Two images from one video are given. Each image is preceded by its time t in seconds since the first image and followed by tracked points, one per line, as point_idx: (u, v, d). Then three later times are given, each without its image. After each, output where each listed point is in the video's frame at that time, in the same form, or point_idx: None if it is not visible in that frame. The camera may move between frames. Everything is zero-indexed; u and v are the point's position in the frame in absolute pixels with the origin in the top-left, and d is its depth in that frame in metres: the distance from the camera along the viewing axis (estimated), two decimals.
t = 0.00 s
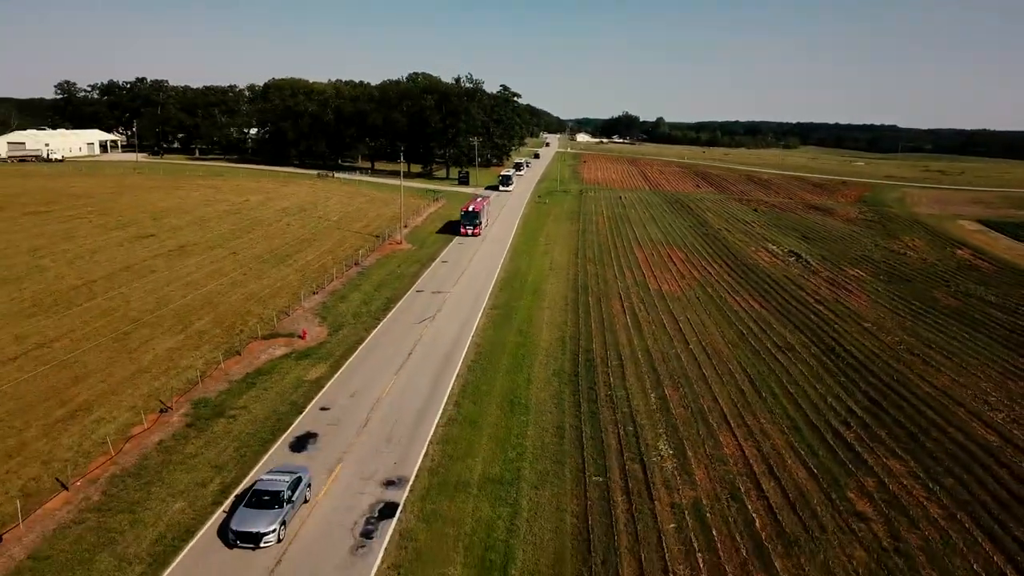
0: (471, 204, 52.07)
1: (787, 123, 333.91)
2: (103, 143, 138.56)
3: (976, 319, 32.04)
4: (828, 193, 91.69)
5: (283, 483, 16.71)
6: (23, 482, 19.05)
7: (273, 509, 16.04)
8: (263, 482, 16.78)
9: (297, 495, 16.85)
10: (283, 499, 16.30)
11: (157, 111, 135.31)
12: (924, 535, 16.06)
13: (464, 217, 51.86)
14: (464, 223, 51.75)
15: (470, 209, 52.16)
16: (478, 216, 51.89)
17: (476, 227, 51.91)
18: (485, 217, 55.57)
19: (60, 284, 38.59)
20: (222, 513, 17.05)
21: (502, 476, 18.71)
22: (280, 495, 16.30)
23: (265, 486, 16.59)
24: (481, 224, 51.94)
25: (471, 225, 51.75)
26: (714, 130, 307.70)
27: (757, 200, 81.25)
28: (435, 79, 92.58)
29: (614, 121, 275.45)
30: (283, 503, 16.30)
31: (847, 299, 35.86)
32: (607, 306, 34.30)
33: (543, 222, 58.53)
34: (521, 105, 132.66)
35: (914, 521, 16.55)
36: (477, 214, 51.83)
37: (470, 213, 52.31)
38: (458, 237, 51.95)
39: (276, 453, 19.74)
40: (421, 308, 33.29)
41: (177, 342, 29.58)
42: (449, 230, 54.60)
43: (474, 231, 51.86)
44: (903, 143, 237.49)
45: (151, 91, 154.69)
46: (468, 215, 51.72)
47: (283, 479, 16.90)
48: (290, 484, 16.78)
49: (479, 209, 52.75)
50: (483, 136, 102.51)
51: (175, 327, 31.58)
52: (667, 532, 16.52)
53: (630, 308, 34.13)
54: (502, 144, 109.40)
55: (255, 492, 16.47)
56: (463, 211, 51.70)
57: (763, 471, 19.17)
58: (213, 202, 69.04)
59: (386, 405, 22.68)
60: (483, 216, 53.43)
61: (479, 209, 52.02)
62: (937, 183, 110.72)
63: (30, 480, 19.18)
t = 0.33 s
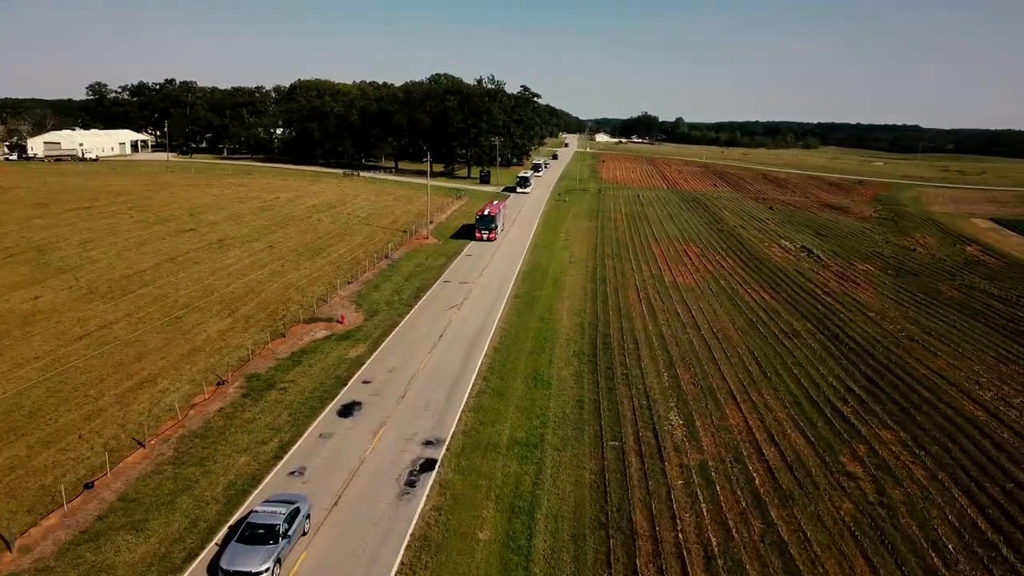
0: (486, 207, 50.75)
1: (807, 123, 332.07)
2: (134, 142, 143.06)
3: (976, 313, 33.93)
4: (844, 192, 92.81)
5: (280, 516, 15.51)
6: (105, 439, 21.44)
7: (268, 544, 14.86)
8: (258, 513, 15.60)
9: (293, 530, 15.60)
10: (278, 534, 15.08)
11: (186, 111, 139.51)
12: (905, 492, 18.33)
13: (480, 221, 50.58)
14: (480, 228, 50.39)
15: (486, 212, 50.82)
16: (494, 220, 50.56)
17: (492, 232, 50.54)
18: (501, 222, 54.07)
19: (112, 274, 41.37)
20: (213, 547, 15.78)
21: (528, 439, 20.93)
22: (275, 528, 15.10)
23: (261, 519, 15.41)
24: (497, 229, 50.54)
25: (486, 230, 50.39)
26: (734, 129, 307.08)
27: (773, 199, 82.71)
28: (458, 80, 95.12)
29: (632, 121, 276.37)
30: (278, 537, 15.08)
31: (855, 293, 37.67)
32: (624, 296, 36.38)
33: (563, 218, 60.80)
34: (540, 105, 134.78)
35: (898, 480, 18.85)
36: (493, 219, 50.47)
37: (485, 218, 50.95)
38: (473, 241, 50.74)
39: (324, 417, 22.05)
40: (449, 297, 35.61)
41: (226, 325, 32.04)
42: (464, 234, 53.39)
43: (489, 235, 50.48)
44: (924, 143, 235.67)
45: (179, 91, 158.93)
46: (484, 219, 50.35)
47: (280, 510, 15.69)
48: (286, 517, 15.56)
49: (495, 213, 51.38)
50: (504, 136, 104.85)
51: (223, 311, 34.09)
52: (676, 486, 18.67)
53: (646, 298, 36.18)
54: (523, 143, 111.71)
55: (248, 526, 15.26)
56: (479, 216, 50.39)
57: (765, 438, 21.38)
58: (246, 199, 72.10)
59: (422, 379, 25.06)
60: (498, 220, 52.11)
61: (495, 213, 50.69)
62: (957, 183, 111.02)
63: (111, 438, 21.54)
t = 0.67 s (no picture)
0: (492, 211, 49.02)
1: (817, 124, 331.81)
2: (153, 143, 146.31)
3: (967, 306, 35.86)
4: (850, 190, 94.19)
5: (263, 548, 14.26)
6: (158, 409, 23.61)
7: None
8: (242, 545, 14.42)
9: (278, 563, 14.39)
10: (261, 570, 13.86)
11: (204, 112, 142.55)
12: (886, 459, 20.27)
13: (486, 225, 48.81)
14: (485, 232, 48.60)
15: (492, 216, 49.05)
16: (500, 223, 48.75)
17: (498, 236, 48.74)
18: (507, 226, 52.20)
19: (146, 265, 43.72)
20: (214, 555, 15.50)
21: (542, 411, 22.91)
22: (258, 564, 13.87)
23: (244, 551, 14.22)
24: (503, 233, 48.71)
25: (492, 234, 48.57)
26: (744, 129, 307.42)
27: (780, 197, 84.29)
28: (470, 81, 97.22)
29: (642, 121, 277.62)
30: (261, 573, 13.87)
31: (852, 287, 39.48)
32: (631, 287, 38.25)
33: (573, 215, 62.71)
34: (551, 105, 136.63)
35: (880, 448, 20.85)
36: (499, 222, 48.65)
37: (492, 222, 49.17)
38: (478, 246, 49.01)
39: (355, 392, 24.08)
40: (465, 288, 37.63)
41: (258, 311, 34.26)
42: (470, 238, 51.72)
43: (495, 240, 48.65)
44: (935, 143, 235.28)
45: (196, 91, 162.05)
46: (489, 223, 48.52)
47: (264, 542, 14.46)
48: (269, 550, 14.31)
49: (501, 216, 49.58)
50: (515, 136, 106.83)
51: (254, 299, 36.30)
52: (676, 451, 20.64)
53: (652, 289, 38.07)
54: (534, 143, 113.65)
55: (230, 560, 14.13)
56: (484, 219, 48.62)
57: (761, 413, 23.30)
58: (266, 196, 74.59)
59: (443, 360, 27.09)
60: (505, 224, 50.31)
61: (502, 217, 48.92)
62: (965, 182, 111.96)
63: (163, 408, 23.73)
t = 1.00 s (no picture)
0: (496, 214, 47.73)
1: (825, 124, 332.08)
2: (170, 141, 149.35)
3: (955, 296, 38.08)
4: (855, 188, 95.88)
5: None
6: (205, 380, 26.05)
7: None
8: None
9: None
10: None
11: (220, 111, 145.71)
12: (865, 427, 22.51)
13: (489, 228, 47.44)
14: (489, 235, 47.23)
15: (496, 219, 47.72)
16: (504, 227, 47.39)
17: (502, 240, 47.39)
18: (512, 229, 50.90)
19: (178, 256, 46.25)
20: (270, 494, 17.73)
21: (552, 384, 25.21)
22: None
23: None
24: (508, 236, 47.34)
25: (496, 238, 47.22)
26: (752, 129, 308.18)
27: (784, 194, 86.26)
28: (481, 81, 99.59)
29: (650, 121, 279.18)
30: None
31: (847, 278, 41.63)
32: (637, 278, 40.44)
33: (582, 211, 64.99)
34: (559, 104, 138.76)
35: (860, 417, 23.11)
36: (503, 225, 47.29)
37: (495, 225, 47.79)
38: (482, 250, 47.67)
39: (381, 367, 26.38)
40: (480, 277, 39.97)
41: (288, 298, 36.68)
42: (472, 242, 50.31)
43: (499, 244, 47.31)
44: (943, 142, 235.41)
45: (212, 91, 165.11)
46: (493, 227, 47.14)
47: None
48: None
49: (505, 219, 48.25)
50: (525, 135, 109.12)
51: (282, 287, 38.75)
52: (674, 418, 22.89)
53: (656, 279, 40.25)
54: (544, 142, 116.01)
55: None
56: (488, 223, 47.28)
57: (754, 387, 25.55)
58: (284, 193, 77.22)
59: (461, 340, 29.38)
60: (509, 227, 48.89)
61: (506, 220, 47.60)
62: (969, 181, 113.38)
63: (209, 380, 26.11)
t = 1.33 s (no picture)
0: (494, 217, 46.24)
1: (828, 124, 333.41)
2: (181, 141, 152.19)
3: (938, 286, 40.39)
4: (852, 186, 98.05)
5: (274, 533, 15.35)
6: (240, 356, 28.40)
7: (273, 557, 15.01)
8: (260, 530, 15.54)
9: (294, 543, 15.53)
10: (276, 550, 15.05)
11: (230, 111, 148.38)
12: (841, 397, 24.84)
13: (487, 232, 45.99)
14: (487, 239, 45.75)
15: (494, 222, 46.26)
16: (503, 230, 45.90)
17: (500, 243, 45.89)
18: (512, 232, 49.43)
19: (201, 247, 48.65)
20: (309, 449, 20.02)
21: (556, 360, 27.53)
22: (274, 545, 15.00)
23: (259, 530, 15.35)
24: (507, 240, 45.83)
25: (494, 241, 45.70)
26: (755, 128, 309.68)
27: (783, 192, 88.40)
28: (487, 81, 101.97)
29: (653, 121, 281.06)
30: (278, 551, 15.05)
31: (837, 269, 43.92)
32: (637, 269, 42.70)
33: (585, 207, 67.23)
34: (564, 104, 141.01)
35: (838, 390, 25.41)
36: (502, 229, 45.80)
37: (494, 228, 46.30)
38: (480, 254, 46.16)
39: (400, 345, 28.73)
40: (489, 268, 42.31)
41: (309, 286, 39.09)
42: (470, 246, 48.93)
43: (498, 248, 45.79)
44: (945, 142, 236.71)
45: (221, 92, 167.84)
46: (491, 230, 45.70)
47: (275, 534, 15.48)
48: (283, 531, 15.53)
49: (504, 222, 46.77)
50: (530, 134, 111.40)
51: (303, 276, 41.12)
52: (668, 389, 25.20)
53: (655, 270, 42.50)
54: (548, 141, 118.36)
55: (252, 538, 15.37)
56: (486, 226, 45.86)
57: (743, 364, 27.81)
58: (297, 190, 79.71)
59: (472, 323, 31.70)
60: (508, 230, 47.38)
61: (504, 223, 46.16)
62: (966, 180, 115.42)
63: (243, 356, 28.47)
